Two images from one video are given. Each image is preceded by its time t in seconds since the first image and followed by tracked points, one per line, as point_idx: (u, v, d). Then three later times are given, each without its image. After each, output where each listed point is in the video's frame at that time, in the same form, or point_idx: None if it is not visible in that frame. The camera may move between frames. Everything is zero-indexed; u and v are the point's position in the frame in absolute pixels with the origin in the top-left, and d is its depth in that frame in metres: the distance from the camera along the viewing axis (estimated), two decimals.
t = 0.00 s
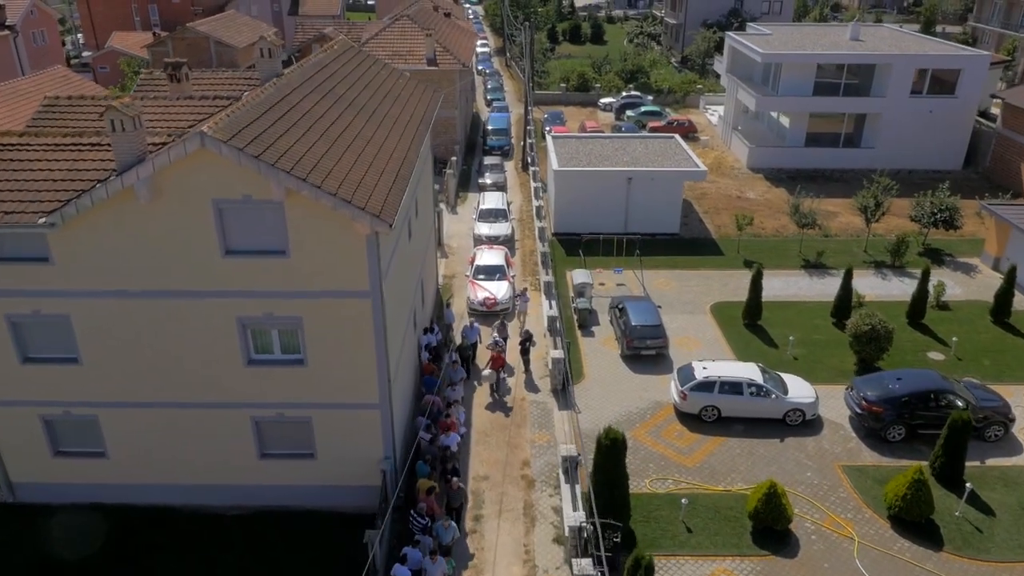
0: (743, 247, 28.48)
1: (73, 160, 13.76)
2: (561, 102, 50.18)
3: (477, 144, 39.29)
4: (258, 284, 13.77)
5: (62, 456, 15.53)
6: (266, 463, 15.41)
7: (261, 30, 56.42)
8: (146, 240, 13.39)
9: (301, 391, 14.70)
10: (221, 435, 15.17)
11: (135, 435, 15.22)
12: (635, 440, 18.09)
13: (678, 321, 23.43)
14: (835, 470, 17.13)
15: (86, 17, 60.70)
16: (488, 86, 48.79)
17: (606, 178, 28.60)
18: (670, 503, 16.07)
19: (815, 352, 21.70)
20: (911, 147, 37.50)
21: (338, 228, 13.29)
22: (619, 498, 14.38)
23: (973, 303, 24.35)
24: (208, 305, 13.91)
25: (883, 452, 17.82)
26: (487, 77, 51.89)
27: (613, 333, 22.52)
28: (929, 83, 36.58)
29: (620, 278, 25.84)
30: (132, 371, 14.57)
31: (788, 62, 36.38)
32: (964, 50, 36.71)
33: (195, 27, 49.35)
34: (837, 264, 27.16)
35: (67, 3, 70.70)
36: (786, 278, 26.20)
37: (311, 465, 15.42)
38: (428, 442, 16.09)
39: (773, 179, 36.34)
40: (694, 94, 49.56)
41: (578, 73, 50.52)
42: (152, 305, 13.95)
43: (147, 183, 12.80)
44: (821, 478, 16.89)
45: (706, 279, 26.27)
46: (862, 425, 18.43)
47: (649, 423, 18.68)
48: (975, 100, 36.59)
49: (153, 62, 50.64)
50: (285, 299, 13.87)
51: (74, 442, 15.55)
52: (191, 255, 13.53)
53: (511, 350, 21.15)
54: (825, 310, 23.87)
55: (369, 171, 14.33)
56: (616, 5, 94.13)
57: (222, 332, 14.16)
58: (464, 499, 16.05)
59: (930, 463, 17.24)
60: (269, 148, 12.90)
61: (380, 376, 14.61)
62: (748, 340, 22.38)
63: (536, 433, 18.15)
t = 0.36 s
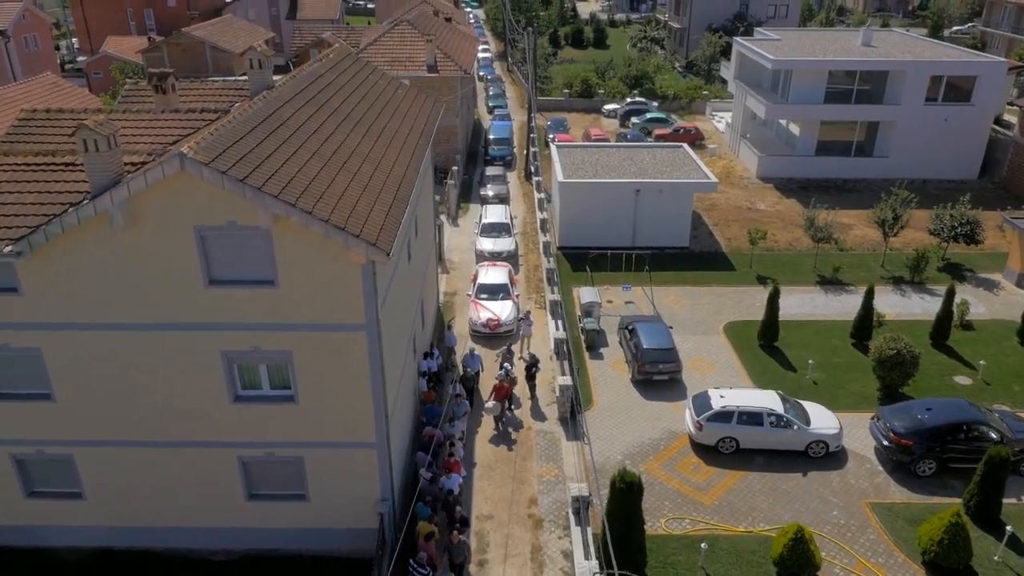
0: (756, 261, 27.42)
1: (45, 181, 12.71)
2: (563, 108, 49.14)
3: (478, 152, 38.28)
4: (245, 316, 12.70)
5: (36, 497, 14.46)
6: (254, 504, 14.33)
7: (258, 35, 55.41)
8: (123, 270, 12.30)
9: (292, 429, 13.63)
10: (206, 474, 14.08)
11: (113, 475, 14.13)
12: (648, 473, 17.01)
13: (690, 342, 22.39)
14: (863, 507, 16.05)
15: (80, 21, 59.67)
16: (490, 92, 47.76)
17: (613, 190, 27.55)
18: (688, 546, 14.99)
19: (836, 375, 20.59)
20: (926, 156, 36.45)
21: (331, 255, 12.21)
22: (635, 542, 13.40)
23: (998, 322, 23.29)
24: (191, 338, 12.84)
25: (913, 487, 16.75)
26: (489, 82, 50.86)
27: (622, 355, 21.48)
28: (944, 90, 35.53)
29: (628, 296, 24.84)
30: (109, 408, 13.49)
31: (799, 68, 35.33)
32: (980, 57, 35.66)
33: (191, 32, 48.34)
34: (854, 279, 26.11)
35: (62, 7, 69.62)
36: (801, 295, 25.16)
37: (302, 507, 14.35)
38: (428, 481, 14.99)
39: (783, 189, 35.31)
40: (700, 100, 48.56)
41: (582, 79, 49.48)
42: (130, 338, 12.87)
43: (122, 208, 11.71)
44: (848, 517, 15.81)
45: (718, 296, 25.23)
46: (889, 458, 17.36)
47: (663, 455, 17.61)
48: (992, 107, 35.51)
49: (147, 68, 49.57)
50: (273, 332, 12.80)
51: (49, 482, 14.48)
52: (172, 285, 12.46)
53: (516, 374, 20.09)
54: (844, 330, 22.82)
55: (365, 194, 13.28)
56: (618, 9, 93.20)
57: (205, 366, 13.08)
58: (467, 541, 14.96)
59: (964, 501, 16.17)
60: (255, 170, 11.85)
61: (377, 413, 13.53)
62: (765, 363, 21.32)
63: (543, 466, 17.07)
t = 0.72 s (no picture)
0: (770, 278, 26.33)
1: (10, 207, 11.62)
2: (567, 115, 48.11)
3: (480, 161, 37.22)
4: (229, 355, 11.61)
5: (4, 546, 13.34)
6: (240, 554, 13.23)
7: (256, 40, 54.39)
8: (95, 306, 11.20)
9: (282, 475, 12.53)
10: (188, 523, 12.97)
11: (87, 523, 13.01)
12: (664, 513, 15.91)
13: (704, 365, 21.30)
14: (895, 552, 14.96)
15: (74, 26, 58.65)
16: (491, 99, 46.75)
17: (621, 204, 26.49)
18: None
19: (859, 403, 19.49)
20: (941, 166, 35.40)
21: (322, 290, 11.12)
22: None
23: None
24: (170, 379, 11.73)
25: (947, 529, 15.64)
26: (491, 88, 49.88)
27: (633, 381, 20.39)
28: (960, 98, 34.40)
29: (638, 315, 23.77)
30: (82, 451, 12.38)
31: (811, 76, 34.28)
32: (998, 64, 34.63)
33: (186, 37, 47.32)
34: (873, 297, 25.03)
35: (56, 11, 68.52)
36: (819, 315, 24.08)
37: (293, 557, 13.24)
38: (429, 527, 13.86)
39: (795, 201, 34.23)
40: (706, 107, 47.56)
41: (585, 85, 48.41)
42: (103, 379, 11.75)
43: (92, 239, 10.62)
44: (880, 562, 14.72)
45: (731, 315, 24.13)
46: (921, 496, 16.25)
47: (679, 492, 16.51)
48: (1009, 116, 34.47)
49: (142, 74, 48.49)
50: (261, 372, 11.71)
51: (18, 530, 13.35)
52: (149, 322, 11.36)
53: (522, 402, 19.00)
54: (866, 353, 21.72)
55: (359, 219, 12.19)
56: (620, 13, 92.28)
57: (185, 409, 11.97)
58: None
59: (1004, 544, 15.06)
60: (239, 197, 10.77)
61: (373, 459, 12.42)
62: (784, 389, 20.23)
63: (551, 505, 15.97)
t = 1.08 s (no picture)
0: (787, 296, 25.24)
1: None
2: (571, 123, 47.05)
3: (483, 172, 36.13)
4: (213, 405, 10.49)
5: None
6: None
7: (253, 46, 53.34)
8: (63, 351, 10.11)
9: (271, 532, 11.40)
10: None
11: None
12: (685, 560, 14.79)
13: (722, 393, 20.20)
14: None
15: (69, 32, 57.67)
16: (494, 106, 45.70)
17: (632, 220, 25.41)
18: None
19: (887, 435, 18.39)
20: (958, 177, 34.34)
21: (315, 335, 10.01)
22: None
23: None
24: (148, 429, 10.61)
25: None
26: (493, 96, 48.86)
27: (647, 410, 19.29)
28: (980, 107, 33.38)
29: (650, 338, 22.68)
30: (51, 506, 11.22)
31: (825, 85, 33.21)
32: (1017, 72, 33.57)
33: (182, 43, 46.26)
34: (895, 318, 23.95)
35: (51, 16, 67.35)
36: (840, 337, 22.98)
37: None
38: None
39: (808, 213, 33.15)
40: (713, 114, 46.54)
41: (590, 92, 47.37)
42: (74, 430, 10.62)
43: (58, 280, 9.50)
44: None
45: (748, 336, 23.05)
46: (960, 541, 15.12)
47: (700, 536, 15.40)
48: None
49: (136, 81, 47.34)
50: (249, 422, 10.60)
51: None
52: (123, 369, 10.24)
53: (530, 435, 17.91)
54: (891, 380, 20.63)
55: (356, 253, 11.06)
56: (622, 18, 91.44)
57: (165, 462, 10.85)
58: None
59: None
60: (222, 233, 9.64)
61: (371, 515, 11.29)
62: (807, 419, 19.13)
63: (564, 551, 14.85)
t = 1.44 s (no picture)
0: (807, 320, 24.11)
1: None
2: (576, 134, 46.00)
3: (487, 185, 35.07)
4: (195, 469, 9.34)
5: None
6: None
7: (251, 54, 52.28)
8: (25, 411, 8.97)
9: None
10: None
11: None
12: None
13: (743, 426, 19.07)
14: None
15: (65, 40, 56.67)
16: (497, 117, 44.68)
17: (644, 240, 24.34)
18: None
19: (921, 475, 17.25)
20: (977, 191, 33.29)
21: (308, 396, 8.88)
22: None
23: None
24: (122, 496, 9.46)
25: None
26: (496, 106, 47.85)
27: (664, 447, 18.16)
28: (1001, 119, 32.44)
29: (665, 366, 21.58)
30: None
31: (840, 97, 32.13)
32: None
33: (178, 52, 45.30)
34: (921, 343, 22.83)
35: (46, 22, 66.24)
36: (864, 364, 21.86)
37: None
38: None
39: (823, 229, 32.07)
40: (721, 125, 45.54)
41: (595, 102, 46.34)
42: (38, 496, 9.45)
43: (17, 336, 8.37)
44: None
45: (768, 363, 21.95)
46: None
47: None
48: None
49: (131, 91, 46.22)
50: (234, 488, 9.45)
51: None
52: (93, 429, 9.08)
53: (541, 476, 16.77)
54: (921, 413, 19.50)
55: (356, 297, 9.95)
56: (626, 25, 90.57)
57: (142, 531, 9.68)
58: None
59: None
60: (203, 280, 8.54)
61: None
62: (835, 456, 17.99)
63: None
